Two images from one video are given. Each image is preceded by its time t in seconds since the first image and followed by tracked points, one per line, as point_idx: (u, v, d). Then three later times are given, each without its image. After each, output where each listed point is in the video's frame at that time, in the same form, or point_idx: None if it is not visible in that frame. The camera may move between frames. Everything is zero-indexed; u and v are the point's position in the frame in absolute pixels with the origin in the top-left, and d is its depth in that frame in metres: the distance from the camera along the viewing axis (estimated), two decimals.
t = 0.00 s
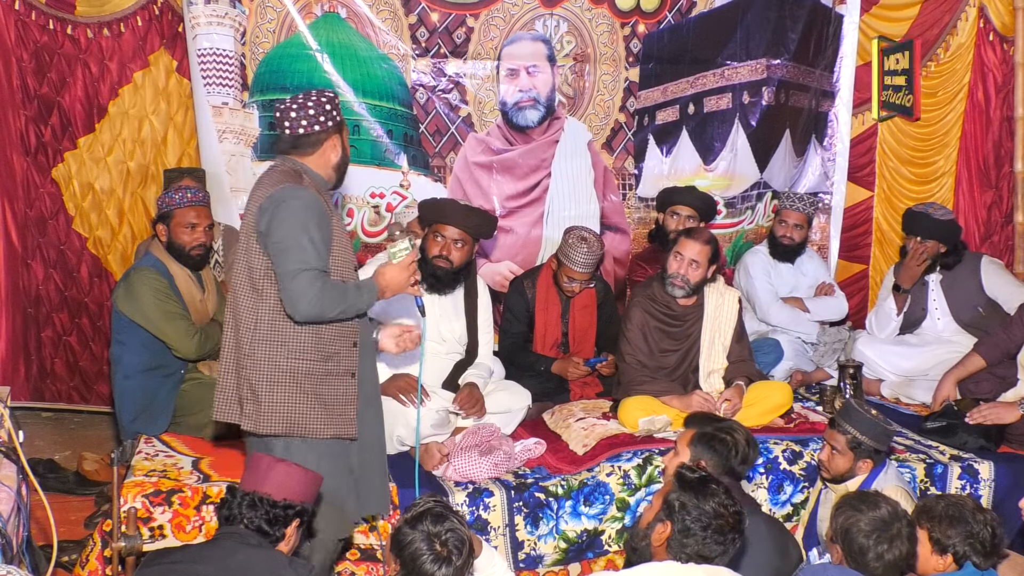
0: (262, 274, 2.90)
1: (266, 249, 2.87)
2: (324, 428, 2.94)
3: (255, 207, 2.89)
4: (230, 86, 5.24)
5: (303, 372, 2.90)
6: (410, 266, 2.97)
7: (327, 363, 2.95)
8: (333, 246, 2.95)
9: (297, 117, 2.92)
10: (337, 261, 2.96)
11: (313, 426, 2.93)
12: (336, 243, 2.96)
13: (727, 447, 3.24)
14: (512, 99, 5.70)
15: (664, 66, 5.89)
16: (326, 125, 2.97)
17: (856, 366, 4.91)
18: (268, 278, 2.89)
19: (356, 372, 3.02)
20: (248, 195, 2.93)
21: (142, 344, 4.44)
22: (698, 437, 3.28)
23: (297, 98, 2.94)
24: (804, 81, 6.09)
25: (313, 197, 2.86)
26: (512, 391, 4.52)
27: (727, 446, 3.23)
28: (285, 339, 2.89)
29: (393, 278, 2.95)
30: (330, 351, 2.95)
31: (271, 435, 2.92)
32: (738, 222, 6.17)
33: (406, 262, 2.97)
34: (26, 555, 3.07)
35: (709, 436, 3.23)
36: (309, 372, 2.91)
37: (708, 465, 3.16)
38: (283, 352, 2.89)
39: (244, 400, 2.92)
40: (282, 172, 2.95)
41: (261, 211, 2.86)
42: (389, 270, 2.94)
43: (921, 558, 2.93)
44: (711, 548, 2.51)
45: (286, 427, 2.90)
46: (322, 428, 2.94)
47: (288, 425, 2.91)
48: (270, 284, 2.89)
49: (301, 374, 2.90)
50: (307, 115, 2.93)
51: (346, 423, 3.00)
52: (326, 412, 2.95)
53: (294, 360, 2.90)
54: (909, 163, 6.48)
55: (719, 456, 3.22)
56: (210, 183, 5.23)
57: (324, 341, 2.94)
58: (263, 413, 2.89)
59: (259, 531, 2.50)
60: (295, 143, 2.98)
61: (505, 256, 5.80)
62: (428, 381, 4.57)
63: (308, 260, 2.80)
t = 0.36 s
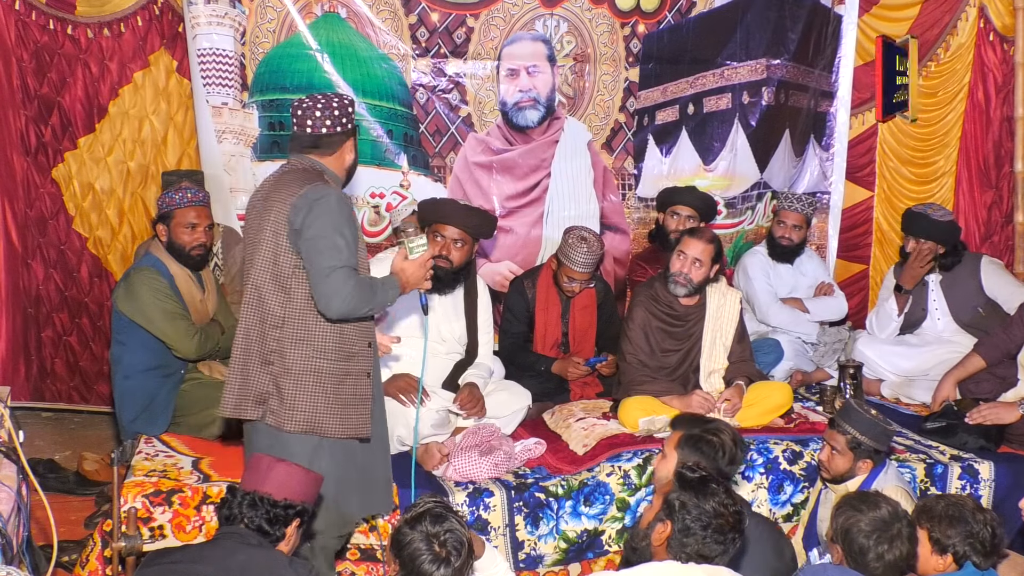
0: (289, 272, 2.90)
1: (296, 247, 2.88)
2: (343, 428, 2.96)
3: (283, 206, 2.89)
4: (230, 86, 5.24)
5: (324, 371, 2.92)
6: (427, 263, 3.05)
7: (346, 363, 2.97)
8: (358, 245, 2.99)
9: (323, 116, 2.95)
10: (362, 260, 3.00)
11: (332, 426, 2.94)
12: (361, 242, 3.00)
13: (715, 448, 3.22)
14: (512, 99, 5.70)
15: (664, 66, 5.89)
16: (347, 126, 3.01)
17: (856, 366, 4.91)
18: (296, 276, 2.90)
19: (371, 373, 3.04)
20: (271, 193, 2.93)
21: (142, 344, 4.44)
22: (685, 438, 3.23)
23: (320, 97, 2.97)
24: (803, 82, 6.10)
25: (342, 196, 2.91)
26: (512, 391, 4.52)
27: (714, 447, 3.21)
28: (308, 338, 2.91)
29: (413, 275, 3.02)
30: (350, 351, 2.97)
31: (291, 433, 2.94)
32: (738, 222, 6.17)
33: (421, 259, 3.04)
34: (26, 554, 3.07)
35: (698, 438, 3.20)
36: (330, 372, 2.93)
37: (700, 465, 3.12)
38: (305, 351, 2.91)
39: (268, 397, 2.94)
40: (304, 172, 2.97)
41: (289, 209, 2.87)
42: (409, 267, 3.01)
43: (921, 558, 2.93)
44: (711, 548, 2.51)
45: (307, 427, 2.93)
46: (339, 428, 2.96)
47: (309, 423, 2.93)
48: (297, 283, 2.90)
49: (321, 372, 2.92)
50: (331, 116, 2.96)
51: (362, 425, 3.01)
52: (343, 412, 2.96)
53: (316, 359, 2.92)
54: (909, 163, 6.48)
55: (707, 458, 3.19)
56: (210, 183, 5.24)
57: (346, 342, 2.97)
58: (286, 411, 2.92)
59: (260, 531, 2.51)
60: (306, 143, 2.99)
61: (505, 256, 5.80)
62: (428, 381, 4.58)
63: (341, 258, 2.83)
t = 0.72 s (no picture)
0: (304, 274, 2.89)
1: (320, 236, 2.85)
2: (354, 428, 3.04)
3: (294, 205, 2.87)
4: (230, 86, 5.24)
5: (335, 376, 2.97)
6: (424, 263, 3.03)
7: (354, 366, 3.02)
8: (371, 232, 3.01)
9: (326, 119, 2.95)
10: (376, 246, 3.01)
11: (344, 429, 3.01)
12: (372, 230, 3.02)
13: (693, 449, 3.23)
14: (512, 99, 5.70)
15: (664, 66, 5.89)
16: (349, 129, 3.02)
17: (856, 366, 4.91)
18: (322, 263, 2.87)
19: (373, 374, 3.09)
20: (276, 196, 2.91)
21: (142, 344, 4.44)
22: (663, 442, 3.25)
23: (324, 99, 2.97)
24: (803, 81, 6.10)
25: (346, 187, 2.91)
26: (512, 391, 4.52)
27: (692, 448, 3.23)
28: (323, 342, 2.93)
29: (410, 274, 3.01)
30: (358, 353, 3.02)
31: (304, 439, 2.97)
32: (738, 222, 6.17)
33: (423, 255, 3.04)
34: (26, 554, 3.07)
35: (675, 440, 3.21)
36: (341, 375, 2.98)
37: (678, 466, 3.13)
38: (316, 357, 2.93)
39: (280, 404, 2.95)
40: (304, 175, 2.96)
41: (302, 205, 2.86)
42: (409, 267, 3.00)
43: (921, 558, 2.93)
44: (711, 548, 2.51)
45: (321, 431, 2.97)
46: (349, 429, 3.03)
47: (324, 429, 2.97)
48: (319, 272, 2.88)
49: (333, 376, 2.97)
50: (335, 119, 2.96)
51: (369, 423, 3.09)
52: (353, 413, 3.03)
53: (329, 364, 2.96)
54: (909, 163, 6.48)
55: (685, 459, 3.19)
56: (210, 183, 5.24)
57: (355, 345, 3.02)
58: (301, 417, 2.95)
59: (260, 531, 2.51)
60: (308, 144, 2.99)
61: (505, 256, 5.80)
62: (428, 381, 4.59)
63: (371, 229, 2.82)
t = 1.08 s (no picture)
0: (304, 280, 2.90)
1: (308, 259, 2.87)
2: (355, 428, 3.06)
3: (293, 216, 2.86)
4: (230, 86, 5.24)
5: (337, 377, 2.99)
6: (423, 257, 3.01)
7: (354, 367, 3.04)
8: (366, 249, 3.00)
9: (327, 120, 2.95)
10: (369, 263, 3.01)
11: (346, 430, 3.03)
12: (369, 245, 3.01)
13: (693, 447, 3.23)
14: (512, 99, 5.70)
15: (664, 66, 5.89)
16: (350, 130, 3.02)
17: (856, 366, 4.91)
18: (309, 285, 2.90)
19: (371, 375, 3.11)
20: (277, 201, 2.89)
21: (141, 344, 4.44)
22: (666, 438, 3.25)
23: (325, 100, 2.97)
24: (803, 82, 6.10)
25: (345, 200, 2.89)
26: (512, 391, 4.52)
27: (693, 446, 3.23)
28: (324, 346, 2.95)
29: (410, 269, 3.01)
30: (356, 354, 3.04)
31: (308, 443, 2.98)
32: (738, 222, 6.17)
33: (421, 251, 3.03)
34: (27, 554, 3.07)
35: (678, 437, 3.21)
36: (342, 377, 3.00)
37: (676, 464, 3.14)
38: (318, 361, 2.95)
39: (283, 407, 2.95)
40: (304, 179, 2.94)
41: (300, 218, 2.85)
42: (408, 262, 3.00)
43: (921, 558, 2.93)
44: (711, 548, 2.51)
45: (325, 434, 2.99)
46: (351, 430, 3.05)
47: (327, 431, 2.99)
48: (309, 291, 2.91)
49: (333, 378, 2.98)
50: (335, 120, 2.96)
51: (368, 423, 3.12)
52: (353, 414, 3.05)
53: (330, 367, 2.97)
54: (909, 163, 6.48)
55: (684, 457, 3.19)
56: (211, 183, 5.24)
57: (354, 347, 3.04)
58: (304, 420, 2.96)
59: (260, 531, 2.51)
60: (307, 144, 2.99)
61: (505, 256, 5.80)
62: (428, 381, 4.59)
63: (357, 277, 2.84)
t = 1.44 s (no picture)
0: (309, 271, 2.90)
1: (316, 242, 2.86)
2: (360, 420, 3.09)
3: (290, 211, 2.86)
4: (230, 85, 5.24)
5: (345, 369, 3.00)
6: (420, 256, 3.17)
7: (360, 357, 3.06)
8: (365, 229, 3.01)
9: (323, 120, 2.94)
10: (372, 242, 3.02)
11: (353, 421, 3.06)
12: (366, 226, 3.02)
13: (724, 446, 3.23)
14: (512, 99, 5.70)
15: (664, 66, 5.89)
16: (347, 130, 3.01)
17: (856, 366, 4.91)
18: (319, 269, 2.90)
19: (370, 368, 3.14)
20: (272, 200, 2.90)
21: (141, 344, 4.44)
22: (697, 435, 3.27)
23: (321, 100, 2.97)
24: (804, 81, 6.10)
25: (339, 186, 2.92)
26: (512, 391, 4.52)
27: (723, 446, 3.22)
28: (332, 337, 2.96)
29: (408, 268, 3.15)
30: (361, 345, 3.07)
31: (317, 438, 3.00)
32: (738, 222, 6.17)
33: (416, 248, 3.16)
34: (26, 554, 3.07)
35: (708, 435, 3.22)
36: (349, 368, 3.02)
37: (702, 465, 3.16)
38: (328, 353, 2.96)
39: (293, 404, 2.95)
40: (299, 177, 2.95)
41: (297, 208, 2.86)
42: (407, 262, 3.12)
43: (921, 558, 2.93)
44: (711, 548, 2.50)
45: (335, 426, 3.01)
46: (358, 421, 3.08)
47: (337, 423, 3.01)
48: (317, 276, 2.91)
49: (343, 370, 3.00)
50: (331, 120, 2.96)
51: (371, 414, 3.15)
52: (360, 404, 3.08)
53: (339, 358, 2.99)
54: (909, 163, 6.48)
55: (714, 456, 3.21)
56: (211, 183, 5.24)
57: (358, 337, 3.06)
58: (315, 414, 2.96)
59: (259, 531, 2.51)
60: (303, 144, 2.99)
61: (504, 256, 5.80)
62: (427, 381, 4.59)
63: (369, 235, 2.84)
